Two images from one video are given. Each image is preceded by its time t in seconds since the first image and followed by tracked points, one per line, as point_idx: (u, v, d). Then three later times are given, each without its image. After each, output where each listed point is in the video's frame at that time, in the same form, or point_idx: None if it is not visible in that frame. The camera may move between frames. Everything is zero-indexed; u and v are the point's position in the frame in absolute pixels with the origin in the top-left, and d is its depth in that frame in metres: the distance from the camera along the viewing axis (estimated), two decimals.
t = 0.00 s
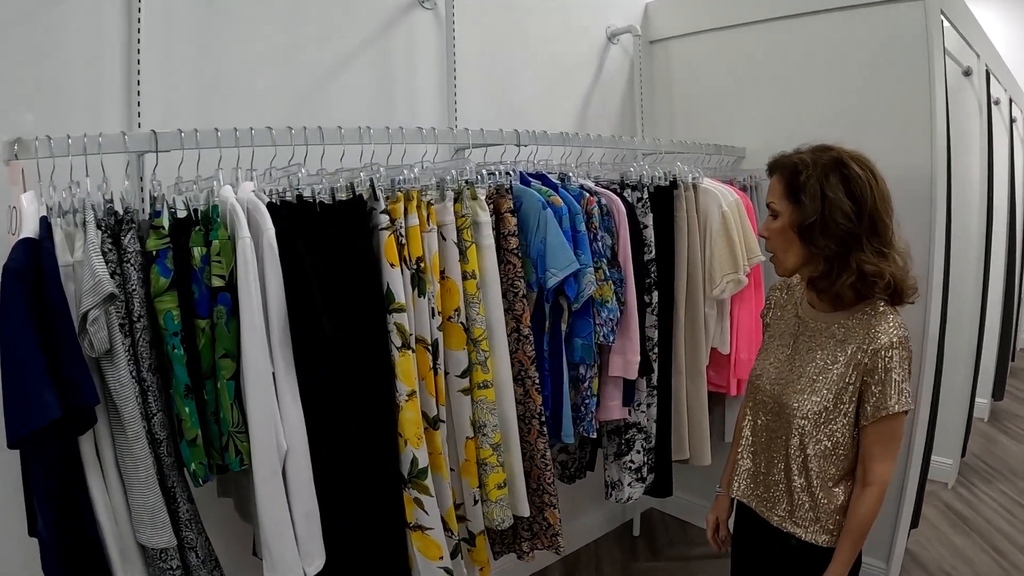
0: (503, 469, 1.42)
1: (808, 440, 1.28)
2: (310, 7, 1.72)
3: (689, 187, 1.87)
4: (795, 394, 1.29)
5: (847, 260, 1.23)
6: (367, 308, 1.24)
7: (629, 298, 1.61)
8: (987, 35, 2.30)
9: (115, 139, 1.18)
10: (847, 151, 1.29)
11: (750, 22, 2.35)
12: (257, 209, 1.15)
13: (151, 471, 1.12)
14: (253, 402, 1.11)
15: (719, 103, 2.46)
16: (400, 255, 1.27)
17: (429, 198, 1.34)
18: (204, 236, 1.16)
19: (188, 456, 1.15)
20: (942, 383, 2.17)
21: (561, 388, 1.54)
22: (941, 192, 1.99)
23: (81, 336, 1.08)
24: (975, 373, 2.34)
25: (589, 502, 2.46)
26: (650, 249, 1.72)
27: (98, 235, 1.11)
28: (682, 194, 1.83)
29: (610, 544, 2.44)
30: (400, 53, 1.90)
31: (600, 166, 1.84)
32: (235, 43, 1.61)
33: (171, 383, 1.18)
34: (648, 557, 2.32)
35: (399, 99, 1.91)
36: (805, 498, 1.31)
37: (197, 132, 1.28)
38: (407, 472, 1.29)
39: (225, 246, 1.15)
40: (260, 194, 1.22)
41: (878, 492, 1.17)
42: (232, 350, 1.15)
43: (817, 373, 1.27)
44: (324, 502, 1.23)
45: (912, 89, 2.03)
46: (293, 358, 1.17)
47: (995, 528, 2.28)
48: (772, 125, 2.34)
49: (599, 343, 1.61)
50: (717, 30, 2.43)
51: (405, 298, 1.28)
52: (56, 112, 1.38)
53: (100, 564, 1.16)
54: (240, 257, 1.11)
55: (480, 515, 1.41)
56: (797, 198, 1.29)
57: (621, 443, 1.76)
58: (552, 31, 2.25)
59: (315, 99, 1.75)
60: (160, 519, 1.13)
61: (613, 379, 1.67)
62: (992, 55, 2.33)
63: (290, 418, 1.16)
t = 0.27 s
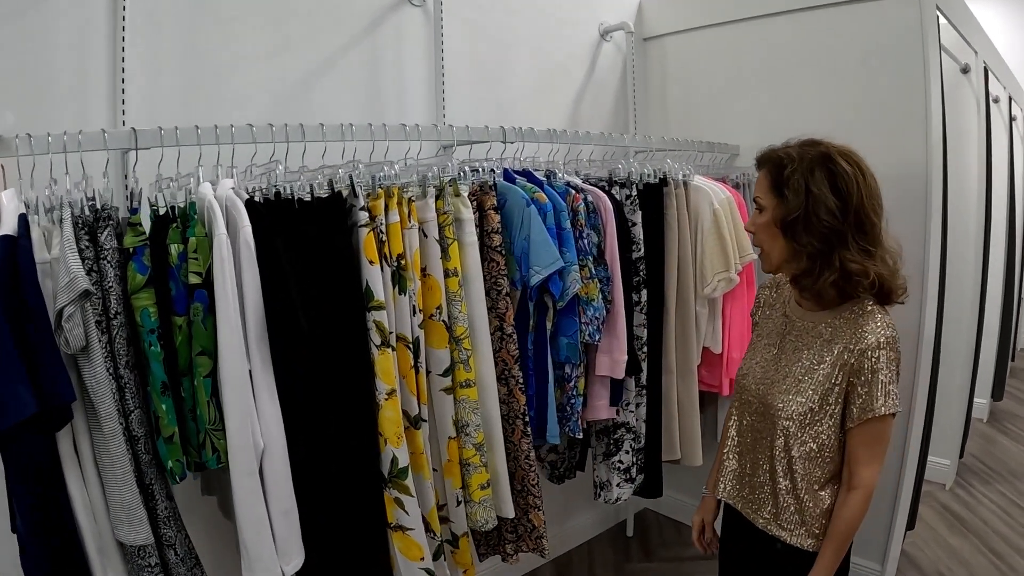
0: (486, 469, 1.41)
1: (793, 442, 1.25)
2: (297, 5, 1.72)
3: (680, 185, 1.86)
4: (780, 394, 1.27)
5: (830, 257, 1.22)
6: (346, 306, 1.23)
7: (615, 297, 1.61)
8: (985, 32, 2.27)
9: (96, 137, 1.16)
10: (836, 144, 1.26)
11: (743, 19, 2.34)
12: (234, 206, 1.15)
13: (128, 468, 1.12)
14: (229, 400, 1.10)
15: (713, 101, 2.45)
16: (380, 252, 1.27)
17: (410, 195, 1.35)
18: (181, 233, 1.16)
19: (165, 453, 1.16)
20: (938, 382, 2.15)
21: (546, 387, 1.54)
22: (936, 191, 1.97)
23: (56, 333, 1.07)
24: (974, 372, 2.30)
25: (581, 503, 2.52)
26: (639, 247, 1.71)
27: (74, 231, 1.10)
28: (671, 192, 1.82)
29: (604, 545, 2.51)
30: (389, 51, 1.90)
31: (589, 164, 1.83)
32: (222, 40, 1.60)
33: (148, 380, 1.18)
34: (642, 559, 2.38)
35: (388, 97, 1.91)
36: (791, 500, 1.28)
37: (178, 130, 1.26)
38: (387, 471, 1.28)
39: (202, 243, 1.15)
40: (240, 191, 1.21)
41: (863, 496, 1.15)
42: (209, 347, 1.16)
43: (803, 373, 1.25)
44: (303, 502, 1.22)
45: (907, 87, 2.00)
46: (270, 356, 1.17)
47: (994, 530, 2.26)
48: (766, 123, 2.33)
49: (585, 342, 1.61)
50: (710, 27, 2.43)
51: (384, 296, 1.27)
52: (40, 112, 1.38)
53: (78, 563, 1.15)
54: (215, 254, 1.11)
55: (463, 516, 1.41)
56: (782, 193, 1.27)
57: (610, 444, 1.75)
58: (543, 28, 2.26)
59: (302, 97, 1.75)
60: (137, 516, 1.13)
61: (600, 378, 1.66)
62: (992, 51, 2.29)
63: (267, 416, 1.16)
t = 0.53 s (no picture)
0: (474, 470, 1.41)
1: (782, 444, 1.24)
2: (290, 3, 1.72)
3: (674, 184, 1.85)
4: (770, 395, 1.26)
5: (818, 258, 1.20)
6: (333, 305, 1.23)
7: (607, 295, 1.61)
8: (984, 30, 2.26)
9: (86, 135, 1.16)
10: (832, 142, 1.23)
11: (740, 17, 2.34)
12: (221, 204, 1.15)
13: (115, 465, 1.12)
14: (215, 399, 1.10)
15: (710, 99, 2.45)
16: (367, 251, 1.26)
17: (399, 194, 1.34)
18: (168, 231, 1.17)
19: (151, 450, 1.17)
20: (935, 382, 2.14)
21: (536, 387, 1.53)
22: (933, 190, 1.96)
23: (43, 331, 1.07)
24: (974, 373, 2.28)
25: (577, 503, 2.52)
26: (632, 246, 1.70)
27: (61, 230, 1.09)
28: (667, 190, 1.81)
29: (600, 545, 2.52)
30: (383, 50, 1.90)
31: (582, 163, 1.83)
32: (214, 38, 1.61)
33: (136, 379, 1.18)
34: (638, 559, 2.38)
35: (381, 96, 1.91)
36: (780, 502, 1.28)
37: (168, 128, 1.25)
38: (375, 471, 1.28)
39: (188, 241, 1.16)
40: (228, 190, 1.21)
41: (853, 500, 1.15)
42: (195, 345, 1.16)
43: (793, 374, 1.24)
44: (290, 501, 1.22)
45: (904, 85, 1.99)
46: (256, 354, 1.18)
47: (993, 531, 2.23)
48: (763, 122, 2.32)
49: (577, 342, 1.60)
50: (707, 26, 2.42)
51: (372, 295, 1.27)
52: (32, 113, 1.38)
53: (66, 562, 1.15)
54: (201, 251, 1.11)
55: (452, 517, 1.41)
56: (772, 190, 1.26)
57: (603, 443, 1.75)
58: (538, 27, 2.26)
59: (296, 95, 1.75)
60: (124, 514, 1.13)
61: (593, 378, 1.65)
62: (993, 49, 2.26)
63: (253, 415, 1.16)
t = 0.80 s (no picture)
0: (466, 472, 1.41)
1: (775, 448, 1.24)
2: (286, 3, 1.72)
3: (671, 185, 1.85)
4: (763, 400, 1.25)
5: (811, 261, 1.20)
6: (324, 307, 1.23)
7: (602, 297, 1.60)
8: (984, 29, 2.24)
9: (79, 137, 1.16)
10: (829, 145, 1.23)
11: (738, 16, 2.33)
12: (212, 206, 1.15)
13: (106, 467, 1.12)
14: (207, 401, 1.10)
15: (707, 99, 2.45)
16: (360, 252, 1.26)
17: (392, 195, 1.34)
18: (160, 233, 1.17)
19: (144, 452, 1.16)
20: (933, 383, 2.13)
21: (530, 388, 1.53)
22: (931, 191, 1.95)
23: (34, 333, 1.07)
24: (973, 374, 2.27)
25: (573, 504, 2.52)
26: (628, 247, 1.70)
27: (53, 232, 1.10)
28: (662, 191, 1.81)
29: (597, 546, 2.51)
30: (378, 50, 1.90)
31: (577, 164, 1.83)
32: (209, 39, 1.61)
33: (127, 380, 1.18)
34: (635, 560, 2.38)
35: (377, 96, 1.91)
36: (773, 507, 1.28)
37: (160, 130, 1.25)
38: (368, 472, 1.28)
39: (180, 243, 1.16)
40: (220, 192, 1.21)
41: (846, 507, 1.14)
42: (187, 347, 1.16)
43: (786, 379, 1.23)
44: (281, 502, 1.21)
45: (901, 86, 1.99)
46: (248, 357, 1.18)
47: (992, 534, 2.24)
48: (760, 122, 2.32)
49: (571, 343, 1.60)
50: (705, 25, 2.42)
51: (364, 296, 1.27)
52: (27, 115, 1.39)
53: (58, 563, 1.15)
54: (192, 254, 1.11)
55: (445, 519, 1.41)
56: (767, 191, 1.25)
57: (598, 445, 1.75)
58: (535, 28, 2.26)
59: (291, 96, 1.75)
60: (116, 515, 1.13)
61: (588, 379, 1.65)
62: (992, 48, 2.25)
63: (244, 416, 1.16)
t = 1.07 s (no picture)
0: (466, 470, 1.41)
1: (771, 447, 1.24)
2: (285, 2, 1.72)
3: (671, 184, 1.84)
4: (760, 398, 1.26)
5: (806, 260, 1.20)
6: (324, 306, 1.23)
7: (602, 296, 1.60)
8: (984, 28, 2.24)
9: (78, 135, 1.16)
10: (829, 144, 1.22)
11: (739, 15, 2.33)
12: (211, 205, 1.15)
13: (105, 465, 1.12)
14: (206, 399, 1.10)
15: (708, 98, 2.44)
16: (359, 251, 1.26)
17: (391, 193, 1.34)
18: (159, 232, 1.16)
19: (142, 451, 1.16)
20: (933, 383, 2.13)
21: (531, 386, 1.53)
22: (931, 189, 1.95)
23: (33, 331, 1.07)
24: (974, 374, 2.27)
25: (573, 503, 2.52)
26: (627, 246, 1.70)
27: (52, 231, 1.10)
28: (662, 190, 1.81)
29: (597, 545, 2.51)
30: (378, 49, 1.90)
31: (577, 163, 1.83)
32: (209, 37, 1.61)
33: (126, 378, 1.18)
34: (635, 559, 2.38)
35: (376, 95, 1.91)
36: (770, 506, 1.27)
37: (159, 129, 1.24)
38: (367, 471, 1.28)
39: (179, 242, 1.15)
40: (219, 190, 1.20)
41: (841, 508, 1.14)
42: (186, 345, 1.16)
43: (783, 378, 1.23)
44: (281, 500, 1.21)
45: (902, 85, 1.98)
46: (247, 356, 1.18)
47: (993, 534, 2.23)
48: (761, 121, 2.32)
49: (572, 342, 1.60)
50: (706, 24, 2.41)
51: (363, 295, 1.27)
52: (27, 113, 1.39)
53: (57, 562, 1.15)
54: (191, 252, 1.11)
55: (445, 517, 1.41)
56: (764, 190, 1.25)
57: (598, 444, 1.74)
58: (535, 27, 2.26)
59: (290, 94, 1.75)
60: (115, 513, 1.13)
61: (588, 378, 1.65)
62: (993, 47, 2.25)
63: (243, 414, 1.16)
